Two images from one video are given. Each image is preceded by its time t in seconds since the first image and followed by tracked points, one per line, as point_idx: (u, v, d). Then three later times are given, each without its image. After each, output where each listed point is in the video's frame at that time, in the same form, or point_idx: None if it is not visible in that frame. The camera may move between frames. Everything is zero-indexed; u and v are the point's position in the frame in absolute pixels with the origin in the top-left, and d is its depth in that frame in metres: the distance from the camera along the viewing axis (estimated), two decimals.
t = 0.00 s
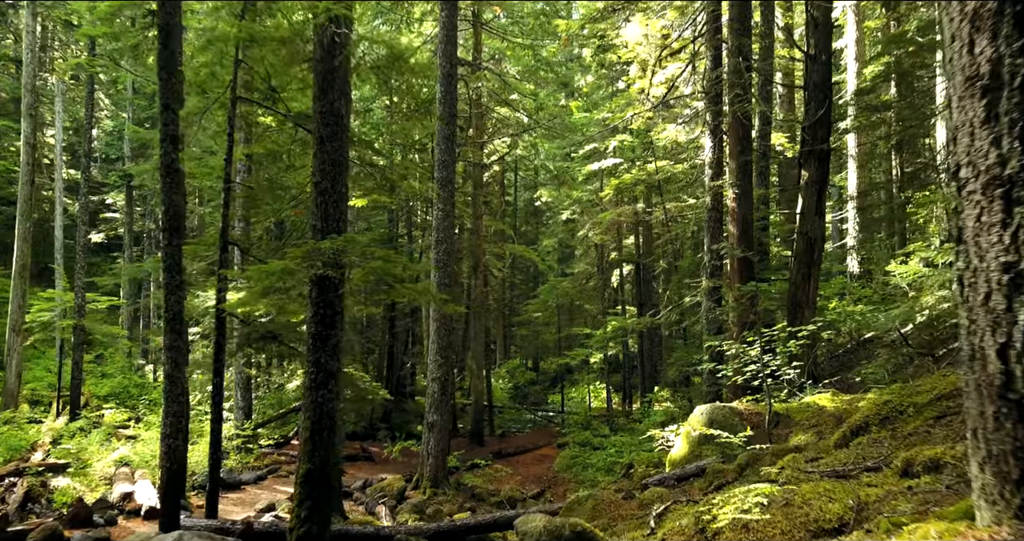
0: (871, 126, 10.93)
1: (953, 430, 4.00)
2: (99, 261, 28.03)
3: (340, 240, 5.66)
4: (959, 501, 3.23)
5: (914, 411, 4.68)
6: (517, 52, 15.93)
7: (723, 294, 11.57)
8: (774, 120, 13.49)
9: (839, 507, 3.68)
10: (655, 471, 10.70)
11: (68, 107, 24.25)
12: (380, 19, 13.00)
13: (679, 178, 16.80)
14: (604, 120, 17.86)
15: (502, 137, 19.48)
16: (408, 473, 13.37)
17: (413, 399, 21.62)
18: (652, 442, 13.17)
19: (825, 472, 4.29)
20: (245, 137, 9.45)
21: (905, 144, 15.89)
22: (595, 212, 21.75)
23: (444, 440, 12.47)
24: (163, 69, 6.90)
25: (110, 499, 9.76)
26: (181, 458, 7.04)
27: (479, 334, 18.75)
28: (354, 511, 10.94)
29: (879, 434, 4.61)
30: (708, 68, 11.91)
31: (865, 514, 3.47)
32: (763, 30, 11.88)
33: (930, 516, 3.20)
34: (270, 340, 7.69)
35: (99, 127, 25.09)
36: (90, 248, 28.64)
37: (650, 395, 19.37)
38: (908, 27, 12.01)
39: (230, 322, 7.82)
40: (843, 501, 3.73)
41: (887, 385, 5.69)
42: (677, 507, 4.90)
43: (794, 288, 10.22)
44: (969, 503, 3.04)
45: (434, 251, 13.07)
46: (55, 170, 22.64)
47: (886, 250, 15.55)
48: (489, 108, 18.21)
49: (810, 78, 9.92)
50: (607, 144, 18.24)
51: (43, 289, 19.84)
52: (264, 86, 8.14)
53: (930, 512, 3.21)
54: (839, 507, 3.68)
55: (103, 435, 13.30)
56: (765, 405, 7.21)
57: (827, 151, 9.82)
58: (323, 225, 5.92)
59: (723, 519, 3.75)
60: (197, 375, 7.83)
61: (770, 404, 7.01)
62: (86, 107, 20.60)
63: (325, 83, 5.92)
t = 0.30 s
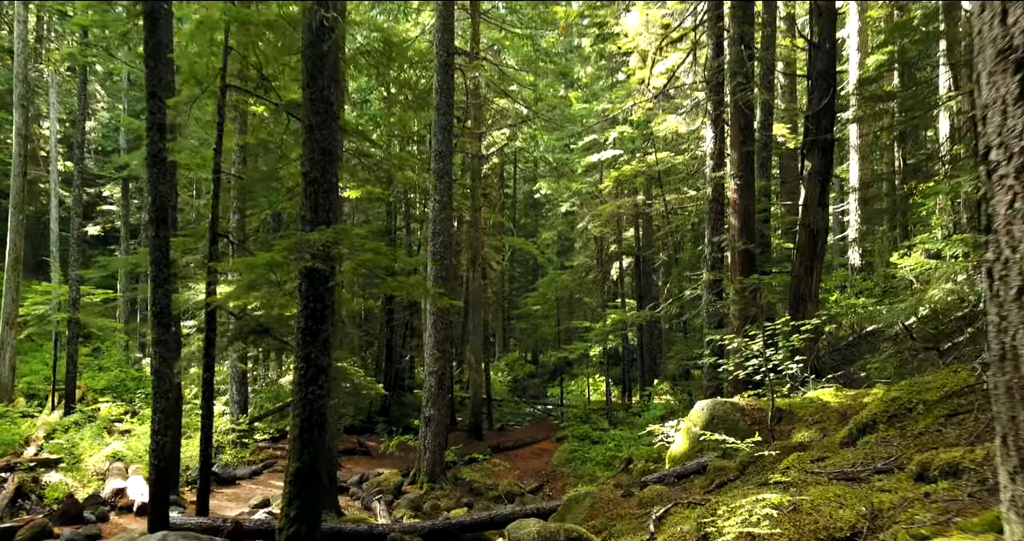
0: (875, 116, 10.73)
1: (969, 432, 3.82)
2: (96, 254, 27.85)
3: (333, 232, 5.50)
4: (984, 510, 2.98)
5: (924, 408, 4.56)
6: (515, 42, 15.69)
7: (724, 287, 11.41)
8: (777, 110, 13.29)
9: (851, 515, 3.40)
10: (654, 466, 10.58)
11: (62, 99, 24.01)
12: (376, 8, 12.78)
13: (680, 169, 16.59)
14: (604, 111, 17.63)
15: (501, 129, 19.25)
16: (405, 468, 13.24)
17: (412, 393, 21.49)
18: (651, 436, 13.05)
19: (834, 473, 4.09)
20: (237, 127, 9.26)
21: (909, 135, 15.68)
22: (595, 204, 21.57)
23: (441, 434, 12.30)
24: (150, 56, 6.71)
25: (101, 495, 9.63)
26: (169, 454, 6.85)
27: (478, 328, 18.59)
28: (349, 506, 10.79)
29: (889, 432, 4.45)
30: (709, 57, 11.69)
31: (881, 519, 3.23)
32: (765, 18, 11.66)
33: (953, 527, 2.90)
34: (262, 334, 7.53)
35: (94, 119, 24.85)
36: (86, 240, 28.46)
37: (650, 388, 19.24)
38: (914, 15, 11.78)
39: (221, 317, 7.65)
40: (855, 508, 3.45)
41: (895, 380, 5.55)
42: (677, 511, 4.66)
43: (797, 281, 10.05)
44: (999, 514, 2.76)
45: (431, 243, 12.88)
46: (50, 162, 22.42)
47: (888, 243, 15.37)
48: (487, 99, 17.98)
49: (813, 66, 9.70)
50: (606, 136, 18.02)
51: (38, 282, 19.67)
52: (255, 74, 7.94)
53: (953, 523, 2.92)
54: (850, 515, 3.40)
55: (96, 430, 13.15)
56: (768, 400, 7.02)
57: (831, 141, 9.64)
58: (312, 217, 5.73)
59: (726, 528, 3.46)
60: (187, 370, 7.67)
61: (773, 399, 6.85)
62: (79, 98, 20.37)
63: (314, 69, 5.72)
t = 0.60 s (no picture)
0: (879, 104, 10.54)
1: (984, 431, 3.68)
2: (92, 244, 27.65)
3: (323, 221, 5.32)
4: (1009, 517, 2.80)
5: (934, 404, 4.42)
6: (513, 29, 15.43)
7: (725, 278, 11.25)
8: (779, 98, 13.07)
9: (864, 522, 3.20)
10: (653, 458, 10.45)
11: (56, 87, 23.76)
12: None
13: (680, 158, 16.39)
14: (604, 100, 17.39)
15: (499, 118, 19.00)
16: (402, 460, 13.12)
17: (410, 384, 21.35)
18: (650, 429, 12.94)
19: (842, 474, 3.92)
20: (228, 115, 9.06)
21: (912, 123, 15.45)
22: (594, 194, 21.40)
23: (438, 426, 12.16)
24: (134, 39, 6.51)
25: (93, 489, 9.50)
26: (158, 449, 6.67)
27: (476, 319, 18.43)
28: (345, 499, 10.63)
29: (898, 429, 4.30)
30: (711, 44, 11.47)
31: (897, 525, 3.03)
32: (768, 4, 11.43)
33: (978, 538, 2.66)
34: (251, 327, 7.24)
35: (89, 108, 24.62)
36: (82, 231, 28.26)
37: (649, 380, 19.10)
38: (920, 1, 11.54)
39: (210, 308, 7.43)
40: (867, 514, 3.25)
41: (901, 374, 5.42)
42: (677, 512, 4.48)
43: (799, 271, 9.89)
44: None
45: (427, 233, 12.70)
46: (44, 151, 22.19)
47: (891, 233, 15.19)
48: (485, 87, 17.73)
49: (817, 52, 9.49)
50: (606, 125, 17.78)
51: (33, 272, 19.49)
52: (245, 59, 7.73)
53: (978, 534, 2.69)
54: (863, 522, 3.20)
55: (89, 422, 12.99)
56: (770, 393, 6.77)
57: (834, 129, 9.45)
58: (301, 206, 5.55)
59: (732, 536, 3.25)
60: (176, 362, 7.51)
61: (775, 393, 6.68)
62: (73, 87, 20.13)
63: (302, 53, 5.52)
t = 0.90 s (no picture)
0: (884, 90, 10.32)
1: (1000, 432, 3.51)
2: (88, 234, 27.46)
3: (311, 209, 5.13)
4: None
5: (945, 400, 4.25)
6: (512, 15, 15.16)
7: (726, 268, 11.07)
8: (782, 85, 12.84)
9: (878, 530, 3.01)
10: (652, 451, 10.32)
11: (50, 75, 23.48)
12: None
13: (681, 146, 16.17)
14: (604, 88, 17.13)
15: (498, 106, 18.74)
16: (398, 452, 12.98)
17: (409, 374, 21.22)
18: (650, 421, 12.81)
19: (851, 475, 3.74)
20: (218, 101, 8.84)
21: (916, 111, 15.23)
22: (594, 183, 21.17)
23: (435, 418, 12.01)
24: (117, 22, 6.28)
25: (83, 483, 9.37)
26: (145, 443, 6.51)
27: (474, 309, 18.25)
28: (340, 492, 10.49)
29: (909, 427, 4.12)
30: (713, 29, 11.22)
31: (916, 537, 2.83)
32: None
33: None
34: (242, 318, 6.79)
35: (84, 96, 24.34)
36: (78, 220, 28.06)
37: (649, 370, 18.96)
38: None
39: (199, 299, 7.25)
40: (882, 522, 3.07)
41: (908, 369, 5.26)
42: (677, 514, 4.29)
43: (801, 261, 9.71)
44: None
45: (423, 223, 12.49)
46: (38, 140, 21.95)
47: (894, 223, 15.01)
48: (484, 75, 17.47)
49: (821, 38, 9.26)
50: (606, 113, 17.53)
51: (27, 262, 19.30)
52: (234, 44, 7.51)
53: None
54: (877, 530, 3.01)
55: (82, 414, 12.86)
56: (772, 386, 6.61)
57: (838, 116, 9.24)
58: (289, 194, 5.36)
59: None
60: (165, 354, 7.35)
61: (778, 386, 6.52)
62: (66, 74, 19.86)
63: (289, 35, 5.31)
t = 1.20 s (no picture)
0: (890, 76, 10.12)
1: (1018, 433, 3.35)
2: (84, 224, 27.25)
3: (300, 197, 4.94)
4: None
5: (957, 397, 4.08)
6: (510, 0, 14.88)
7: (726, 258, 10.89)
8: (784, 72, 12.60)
9: None
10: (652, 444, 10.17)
11: (44, 63, 23.19)
12: None
13: (682, 135, 15.94)
14: (603, 75, 16.87)
15: (496, 94, 18.48)
16: (395, 444, 12.85)
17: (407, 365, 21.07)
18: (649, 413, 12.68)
19: (861, 478, 3.56)
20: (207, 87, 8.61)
21: (920, 99, 15.01)
22: (593, 172, 20.94)
23: (432, 410, 11.86)
24: (99, 4, 6.05)
25: (74, 477, 9.22)
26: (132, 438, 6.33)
27: (472, 300, 18.07)
28: (335, 486, 10.35)
29: (921, 425, 3.96)
30: (714, 13, 10.97)
31: None
32: None
33: None
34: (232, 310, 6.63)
35: (78, 84, 24.07)
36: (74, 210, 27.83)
37: (648, 361, 18.82)
38: None
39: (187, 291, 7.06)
40: (897, 533, 2.89)
41: (916, 363, 5.09)
42: (678, 517, 4.11)
43: (804, 252, 9.53)
44: None
45: (419, 213, 12.28)
46: (32, 129, 21.70)
47: (897, 212, 14.81)
48: (482, 62, 17.20)
49: (825, 22, 9.03)
50: (606, 101, 17.28)
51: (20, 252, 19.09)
52: (222, 27, 7.28)
53: None
54: None
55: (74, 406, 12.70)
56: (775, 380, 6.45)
57: (842, 103, 9.03)
58: (275, 181, 5.16)
59: None
60: (153, 346, 7.16)
61: (781, 379, 6.36)
62: (59, 62, 19.59)
63: (275, 16, 5.09)
